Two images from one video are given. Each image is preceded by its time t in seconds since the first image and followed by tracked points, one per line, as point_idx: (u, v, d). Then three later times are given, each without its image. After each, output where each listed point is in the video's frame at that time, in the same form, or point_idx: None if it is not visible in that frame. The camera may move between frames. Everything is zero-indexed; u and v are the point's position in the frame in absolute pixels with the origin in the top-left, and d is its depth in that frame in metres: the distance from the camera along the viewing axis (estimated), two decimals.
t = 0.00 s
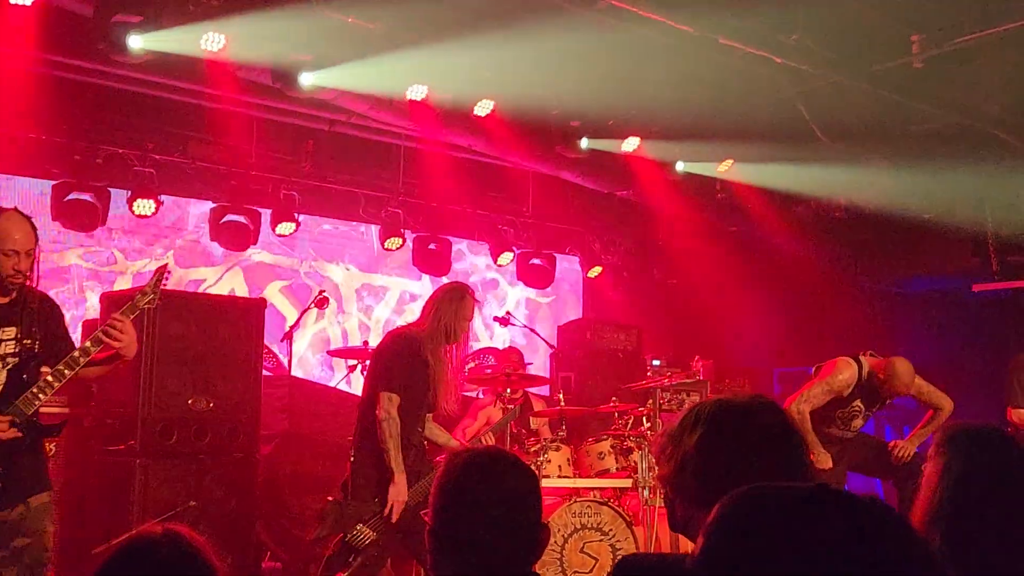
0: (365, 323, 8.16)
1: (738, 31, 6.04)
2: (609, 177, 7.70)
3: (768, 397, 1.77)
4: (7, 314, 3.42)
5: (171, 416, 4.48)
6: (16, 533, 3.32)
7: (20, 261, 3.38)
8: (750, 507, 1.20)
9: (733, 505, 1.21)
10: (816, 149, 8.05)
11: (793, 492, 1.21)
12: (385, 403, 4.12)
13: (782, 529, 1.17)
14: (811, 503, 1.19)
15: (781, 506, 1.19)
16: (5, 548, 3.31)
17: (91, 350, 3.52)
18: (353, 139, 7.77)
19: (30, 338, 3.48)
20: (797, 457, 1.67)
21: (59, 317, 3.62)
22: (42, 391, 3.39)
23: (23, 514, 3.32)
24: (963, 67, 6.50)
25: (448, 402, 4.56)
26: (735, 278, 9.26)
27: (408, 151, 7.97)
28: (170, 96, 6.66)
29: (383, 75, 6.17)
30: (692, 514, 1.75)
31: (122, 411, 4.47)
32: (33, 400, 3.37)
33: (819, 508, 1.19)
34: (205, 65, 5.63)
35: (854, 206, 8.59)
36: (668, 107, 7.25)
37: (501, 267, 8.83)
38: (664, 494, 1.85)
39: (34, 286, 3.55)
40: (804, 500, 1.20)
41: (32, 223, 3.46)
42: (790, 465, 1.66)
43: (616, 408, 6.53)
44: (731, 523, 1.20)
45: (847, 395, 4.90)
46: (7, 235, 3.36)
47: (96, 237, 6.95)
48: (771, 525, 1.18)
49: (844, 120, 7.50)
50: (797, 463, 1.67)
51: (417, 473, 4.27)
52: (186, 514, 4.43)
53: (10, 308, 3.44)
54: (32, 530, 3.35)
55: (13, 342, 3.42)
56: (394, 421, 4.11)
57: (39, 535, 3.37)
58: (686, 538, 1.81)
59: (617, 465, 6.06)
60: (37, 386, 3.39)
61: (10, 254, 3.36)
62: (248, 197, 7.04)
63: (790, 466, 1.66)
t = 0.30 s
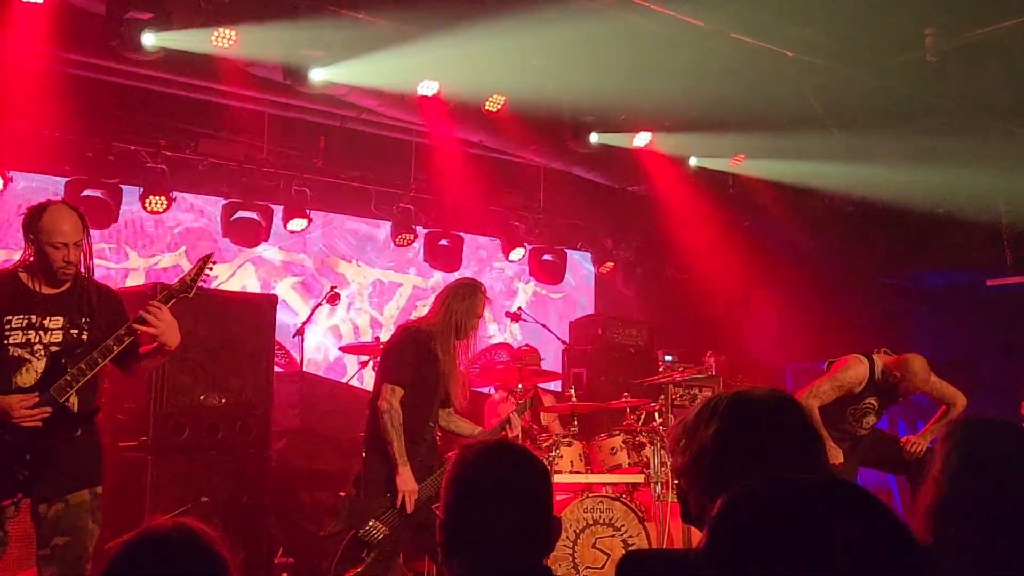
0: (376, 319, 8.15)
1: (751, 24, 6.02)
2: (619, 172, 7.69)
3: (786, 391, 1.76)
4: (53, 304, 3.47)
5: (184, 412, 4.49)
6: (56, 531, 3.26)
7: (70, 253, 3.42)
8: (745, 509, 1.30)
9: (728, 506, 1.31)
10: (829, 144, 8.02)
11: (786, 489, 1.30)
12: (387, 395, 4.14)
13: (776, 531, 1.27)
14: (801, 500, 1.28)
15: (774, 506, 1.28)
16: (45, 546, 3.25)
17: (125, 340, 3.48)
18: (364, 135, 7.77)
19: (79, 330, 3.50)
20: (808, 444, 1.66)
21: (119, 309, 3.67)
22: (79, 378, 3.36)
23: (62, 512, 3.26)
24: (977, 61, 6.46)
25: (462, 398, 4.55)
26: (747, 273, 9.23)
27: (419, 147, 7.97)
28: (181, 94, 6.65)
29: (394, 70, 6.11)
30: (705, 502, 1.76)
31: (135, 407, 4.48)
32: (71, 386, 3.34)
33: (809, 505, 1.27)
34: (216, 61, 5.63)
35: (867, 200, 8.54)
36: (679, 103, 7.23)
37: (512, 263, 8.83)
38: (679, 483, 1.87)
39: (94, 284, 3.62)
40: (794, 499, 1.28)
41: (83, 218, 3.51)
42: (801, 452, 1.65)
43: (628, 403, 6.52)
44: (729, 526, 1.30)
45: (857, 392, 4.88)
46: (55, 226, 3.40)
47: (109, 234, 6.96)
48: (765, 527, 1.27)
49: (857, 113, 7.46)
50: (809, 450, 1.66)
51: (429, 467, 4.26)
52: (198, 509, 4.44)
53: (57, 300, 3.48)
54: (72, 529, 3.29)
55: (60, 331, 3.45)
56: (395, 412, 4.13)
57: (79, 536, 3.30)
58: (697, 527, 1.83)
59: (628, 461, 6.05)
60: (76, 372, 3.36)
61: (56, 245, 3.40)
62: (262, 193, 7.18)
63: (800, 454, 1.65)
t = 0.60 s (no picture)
0: (388, 316, 8.16)
1: (763, 19, 6.00)
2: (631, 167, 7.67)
3: (800, 387, 1.76)
4: (73, 297, 3.50)
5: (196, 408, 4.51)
6: (67, 529, 3.29)
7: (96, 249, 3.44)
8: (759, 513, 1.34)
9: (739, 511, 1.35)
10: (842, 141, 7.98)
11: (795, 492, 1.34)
12: (398, 391, 4.15)
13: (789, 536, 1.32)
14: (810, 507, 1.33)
15: (784, 514, 1.33)
16: (55, 545, 3.28)
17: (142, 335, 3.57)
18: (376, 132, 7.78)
19: (97, 326, 3.53)
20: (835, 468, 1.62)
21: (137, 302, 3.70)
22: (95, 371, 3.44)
23: (76, 509, 3.31)
24: (991, 55, 6.43)
25: (474, 394, 4.55)
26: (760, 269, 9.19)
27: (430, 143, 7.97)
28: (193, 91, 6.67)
29: (405, 67, 6.06)
30: (712, 495, 1.76)
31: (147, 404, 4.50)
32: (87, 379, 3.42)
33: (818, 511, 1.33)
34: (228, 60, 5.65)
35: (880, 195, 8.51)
36: (691, 98, 7.21)
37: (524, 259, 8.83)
38: (689, 478, 1.87)
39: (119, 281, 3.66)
40: (804, 502, 1.34)
41: (111, 214, 3.55)
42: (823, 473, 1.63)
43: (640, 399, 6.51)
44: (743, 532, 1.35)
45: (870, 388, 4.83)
46: (85, 222, 3.44)
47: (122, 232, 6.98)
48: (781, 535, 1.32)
49: (869, 107, 7.43)
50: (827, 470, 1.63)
51: (441, 463, 4.26)
52: (211, 505, 4.45)
53: (78, 293, 3.51)
54: (81, 528, 3.32)
55: (79, 325, 3.48)
56: (407, 409, 4.13)
57: (88, 534, 3.32)
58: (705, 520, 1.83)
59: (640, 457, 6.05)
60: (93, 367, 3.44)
61: (86, 240, 3.43)
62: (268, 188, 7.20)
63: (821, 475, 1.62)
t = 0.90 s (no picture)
0: (401, 311, 8.16)
1: (776, 10, 5.96)
2: (644, 161, 7.63)
3: (812, 377, 1.74)
4: (63, 297, 3.47)
5: (209, 403, 4.51)
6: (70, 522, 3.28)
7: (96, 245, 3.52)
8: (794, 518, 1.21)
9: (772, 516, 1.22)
10: (857, 133, 7.93)
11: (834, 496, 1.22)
12: (410, 385, 4.14)
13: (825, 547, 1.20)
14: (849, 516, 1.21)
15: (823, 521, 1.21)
16: (59, 538, 3.27)
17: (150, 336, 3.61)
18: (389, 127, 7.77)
19: (89, 326, 3.51)
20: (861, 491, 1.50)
21: (115, 306, 3.65)
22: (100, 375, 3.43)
23: (78, 504, 3.30)
24: (1007, 45, 6.38)
25: (488, 386, 4.54)
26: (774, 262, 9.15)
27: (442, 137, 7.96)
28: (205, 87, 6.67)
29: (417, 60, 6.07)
30: (722, 484, 1.75)
31: (161, 398, 4.51)
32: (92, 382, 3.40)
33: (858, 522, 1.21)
34: (240, 54, 5.66)
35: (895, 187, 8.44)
36: (704, 91, 7.17)
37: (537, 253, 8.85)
38: (700, 469, 1.85)
39: (101, 285, 3.62)
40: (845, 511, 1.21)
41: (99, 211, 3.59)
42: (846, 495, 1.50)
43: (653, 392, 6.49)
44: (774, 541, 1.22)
45: (888, 379, 4.78)
46: (75, 217, 3.47)
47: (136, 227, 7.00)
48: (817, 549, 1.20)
49: (884, 99, 7.38)
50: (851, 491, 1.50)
51: (455, 456, 4.26)
52: (224, 500, 4.44)
53: (65, 292, 3.48)
54: (87, 520, 3.32)
55: (72, 325, 3.46)
56: (419, 403, 4.12)
57: (94, 526, 3.34)
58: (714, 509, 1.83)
59: (654, 450, 6.03)
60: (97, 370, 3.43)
61: (83, 237, 3.48)
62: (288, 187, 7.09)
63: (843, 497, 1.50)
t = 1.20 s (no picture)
0: (417, 307, 8.17)
1: (790, 4, 5.91)
2: (659, 156, 7.59)
3: (827, 370, 1.72)
4: (44, 294, 3.39)
5: (226, 399, 4.52)
6: (60, 514, 3.30)
7: (76, 243, 3.46)
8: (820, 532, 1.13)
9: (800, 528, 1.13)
10: (874, 128, 7.87)
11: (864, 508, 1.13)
12: (421, 381, 4.15)
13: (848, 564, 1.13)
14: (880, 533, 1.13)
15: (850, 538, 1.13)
16: (49, 531, 3.27)
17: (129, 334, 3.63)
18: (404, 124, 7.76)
19: (65, 323, 3.46)
20: (876, 489, 1.42)
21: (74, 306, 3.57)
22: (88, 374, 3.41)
23: (66, 495, 3.32)
24: None
25: (501, 382, 4.53)
26: (791, 258, 9.11)
27: (458, 133, 7.95)
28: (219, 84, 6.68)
29: (432, 57, 6.07)
30: (739, 478, 1.74)
31: (177, 395, 4.52)
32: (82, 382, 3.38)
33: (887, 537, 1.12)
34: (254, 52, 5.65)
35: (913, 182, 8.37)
36: (719, 86, 7.13)
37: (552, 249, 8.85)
38: (715, 460, 1.85)
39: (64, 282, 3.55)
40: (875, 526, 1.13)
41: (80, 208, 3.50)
42: (860, 495, 1.43)
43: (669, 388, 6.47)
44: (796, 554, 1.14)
45: (907, 374, 4.78)
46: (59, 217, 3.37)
47: (151, 225, 7.02)
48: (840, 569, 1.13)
49: (901, 94, 7.32)
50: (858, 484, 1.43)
51: (468, 453, 4.25)
52: (240, 496, 4.46)
53: (41, 290, 3.40)
54: (73, 511, 3.34)
55: (53, 322, 3.41)
56: (429, 398, 4.13)
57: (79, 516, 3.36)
58: (731, 504, 1.82)
59: (670, 446, 6.02)
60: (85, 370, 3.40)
61: (65, 233, 3.41)
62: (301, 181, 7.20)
63: (858, 497, 1.43)
